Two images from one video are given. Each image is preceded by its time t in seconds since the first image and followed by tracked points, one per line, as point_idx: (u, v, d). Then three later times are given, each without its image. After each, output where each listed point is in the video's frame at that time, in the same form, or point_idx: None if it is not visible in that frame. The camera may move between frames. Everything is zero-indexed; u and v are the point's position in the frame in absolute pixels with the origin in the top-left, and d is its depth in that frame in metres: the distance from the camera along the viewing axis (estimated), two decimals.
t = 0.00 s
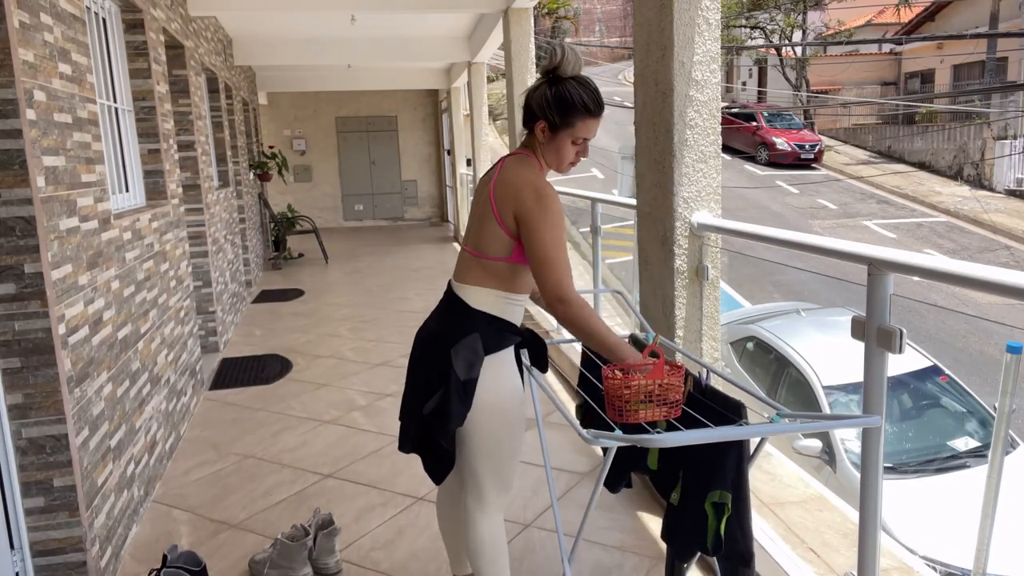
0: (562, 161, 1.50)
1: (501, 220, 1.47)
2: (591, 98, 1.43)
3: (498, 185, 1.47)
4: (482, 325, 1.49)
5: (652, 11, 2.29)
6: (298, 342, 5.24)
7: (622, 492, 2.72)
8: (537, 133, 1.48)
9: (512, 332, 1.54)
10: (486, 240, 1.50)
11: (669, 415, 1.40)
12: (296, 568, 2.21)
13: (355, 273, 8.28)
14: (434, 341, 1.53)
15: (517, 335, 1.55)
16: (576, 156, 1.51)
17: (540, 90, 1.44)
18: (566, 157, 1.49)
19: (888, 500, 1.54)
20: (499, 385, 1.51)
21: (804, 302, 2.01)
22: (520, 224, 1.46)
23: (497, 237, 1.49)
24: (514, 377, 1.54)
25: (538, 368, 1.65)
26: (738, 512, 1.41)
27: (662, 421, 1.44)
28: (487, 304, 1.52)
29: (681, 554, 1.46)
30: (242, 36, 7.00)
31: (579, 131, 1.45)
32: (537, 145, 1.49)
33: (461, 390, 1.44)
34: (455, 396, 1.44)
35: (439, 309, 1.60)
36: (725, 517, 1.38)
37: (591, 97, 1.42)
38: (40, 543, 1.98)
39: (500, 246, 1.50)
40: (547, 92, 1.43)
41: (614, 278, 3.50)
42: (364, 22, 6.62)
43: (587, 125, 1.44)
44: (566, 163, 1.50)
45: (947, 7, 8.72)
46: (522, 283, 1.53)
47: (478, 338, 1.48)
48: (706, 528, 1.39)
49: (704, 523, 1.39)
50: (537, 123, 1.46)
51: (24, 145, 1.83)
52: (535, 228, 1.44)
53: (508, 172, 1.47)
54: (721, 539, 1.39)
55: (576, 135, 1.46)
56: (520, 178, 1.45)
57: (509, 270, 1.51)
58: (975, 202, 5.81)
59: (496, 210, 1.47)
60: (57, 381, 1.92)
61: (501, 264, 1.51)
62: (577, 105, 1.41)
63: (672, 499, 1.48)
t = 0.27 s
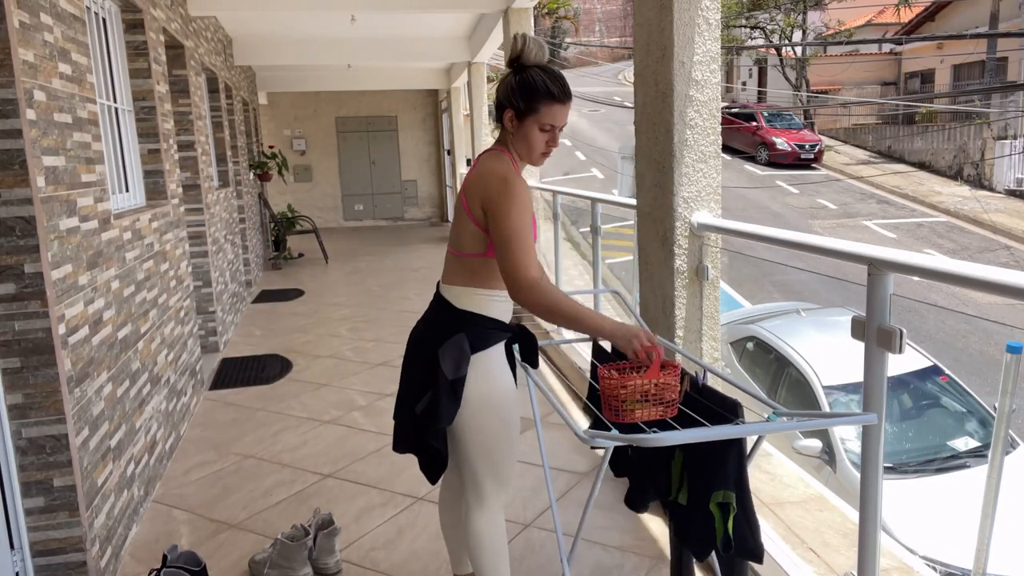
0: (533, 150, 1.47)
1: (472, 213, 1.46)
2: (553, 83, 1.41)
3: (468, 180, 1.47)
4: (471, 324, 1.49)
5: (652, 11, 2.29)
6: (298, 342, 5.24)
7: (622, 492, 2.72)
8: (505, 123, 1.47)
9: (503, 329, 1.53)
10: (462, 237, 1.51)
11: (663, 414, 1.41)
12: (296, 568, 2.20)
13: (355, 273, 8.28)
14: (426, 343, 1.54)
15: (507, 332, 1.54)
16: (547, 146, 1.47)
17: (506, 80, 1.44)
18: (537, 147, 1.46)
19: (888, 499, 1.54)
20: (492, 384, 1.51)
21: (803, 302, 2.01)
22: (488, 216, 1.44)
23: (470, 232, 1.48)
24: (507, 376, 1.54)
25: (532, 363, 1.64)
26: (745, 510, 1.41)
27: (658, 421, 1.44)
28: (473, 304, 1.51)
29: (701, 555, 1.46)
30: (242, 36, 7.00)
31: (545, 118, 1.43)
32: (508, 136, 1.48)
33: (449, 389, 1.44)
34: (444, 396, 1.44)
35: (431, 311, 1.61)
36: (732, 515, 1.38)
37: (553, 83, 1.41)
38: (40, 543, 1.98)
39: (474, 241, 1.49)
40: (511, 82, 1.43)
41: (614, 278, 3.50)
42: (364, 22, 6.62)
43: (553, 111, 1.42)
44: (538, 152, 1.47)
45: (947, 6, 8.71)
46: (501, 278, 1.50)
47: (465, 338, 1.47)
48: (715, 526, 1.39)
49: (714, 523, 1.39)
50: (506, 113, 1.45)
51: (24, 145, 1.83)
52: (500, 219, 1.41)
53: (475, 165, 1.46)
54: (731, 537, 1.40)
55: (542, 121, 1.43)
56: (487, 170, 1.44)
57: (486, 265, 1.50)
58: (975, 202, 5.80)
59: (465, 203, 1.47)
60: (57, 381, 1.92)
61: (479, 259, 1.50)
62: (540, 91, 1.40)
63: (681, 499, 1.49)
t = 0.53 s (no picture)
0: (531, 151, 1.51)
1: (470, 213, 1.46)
2: (555, 86, 1.45)
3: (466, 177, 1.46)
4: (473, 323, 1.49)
5: (652, 10, 2.29)
6: (298, 342, 5.24)
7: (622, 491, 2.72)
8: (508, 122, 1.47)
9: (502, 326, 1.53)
10: (456, 236, 1.50)
11: (668, 415, 1.42)
12: (296, 568, 2.20)
13: (354, 273, 8.28)
14: (427, 344, 1.54)
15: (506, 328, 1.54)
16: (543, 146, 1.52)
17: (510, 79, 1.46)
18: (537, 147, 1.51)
19: (888, 500, 1.54)
20: (493, 381, 1.51)
21: (803, 302, 2.01)
22: (486, 216, 1.43)
23: (466, 229, 1.47)
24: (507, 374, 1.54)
25: (531, 358, 1.64)
26: (746, 511, 1.41)
27: (661, 421, 1.45)
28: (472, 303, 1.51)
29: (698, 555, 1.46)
30: (242, 36, 7.00)
31: (548, 119, 1.48)
32: (506, 134, 1.49)
33: (454, 388, 1.43)
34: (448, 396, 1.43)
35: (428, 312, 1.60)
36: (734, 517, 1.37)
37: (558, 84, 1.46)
38: (40, 543, 1.98)
39: (470, 241, 1.48)
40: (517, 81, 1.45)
41: (614, 278, 3.50)
42: (364, 22, 6.63)
43: (556, 113, 1.47)
44: (534, 153, 1.51)
45: (947, 7, 8.71)
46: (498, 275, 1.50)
47: (468, 337, 1.47)
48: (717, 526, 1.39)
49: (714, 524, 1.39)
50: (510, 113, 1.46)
51: (24, 145, 1.83)
52: (501, 218, 1.41)
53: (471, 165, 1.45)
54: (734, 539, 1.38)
55: (546, 123, 1.48)
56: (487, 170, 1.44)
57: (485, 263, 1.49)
58: (975, 202, 5.79)
59: (463, 204, 1.46)
60: (57, 381, 1.92)
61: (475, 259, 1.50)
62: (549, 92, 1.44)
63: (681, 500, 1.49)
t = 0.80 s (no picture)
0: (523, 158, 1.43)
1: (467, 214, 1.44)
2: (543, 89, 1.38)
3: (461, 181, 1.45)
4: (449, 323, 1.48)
5: (651, 10, 2.29)
6: (298, 342, 5.24)
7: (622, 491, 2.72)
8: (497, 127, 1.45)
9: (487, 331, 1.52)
10: (451, 239, 1.49)
11: (668, 415, 1.42)
12: (297, 568, 2.20)
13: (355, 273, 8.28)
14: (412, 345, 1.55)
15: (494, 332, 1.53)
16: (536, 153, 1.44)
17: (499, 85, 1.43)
18: (528, 154, 1.43)
19: (888, 500, 1.54)
20: (478, 384, 1.50)
21: (804, 302, 2.01)
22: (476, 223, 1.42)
23: (459, 234, 1.47)
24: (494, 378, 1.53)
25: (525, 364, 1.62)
26: (744, 511, 1.41)
27: (661, 421, 1.45)
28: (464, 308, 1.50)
29: (692, 556, 1.46)
30: (242, 36, 7.01)
31: (533, 122, 1.40)
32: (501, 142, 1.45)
33: (430, 389, 1.44)
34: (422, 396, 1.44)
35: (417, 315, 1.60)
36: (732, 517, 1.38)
37: (540, 85, 1.39)
38: (40, 543, 1.98)
39: (463, 246, 1.47)
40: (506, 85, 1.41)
41: (614, 278, 3.51)
42: (365, 22, 6.63)
43: (541, 115, 1.39)
44: (528, 158, 1.43)
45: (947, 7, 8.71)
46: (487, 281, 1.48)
47: (445, 338, 1.46)
48: (714, 526, 1.39)
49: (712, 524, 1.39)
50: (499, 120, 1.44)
51: (24, 145, 1.83)
52: (486, 222, 1.39)
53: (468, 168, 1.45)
54: (729, 539, 1.40)
55: (529, 125, 1.40)
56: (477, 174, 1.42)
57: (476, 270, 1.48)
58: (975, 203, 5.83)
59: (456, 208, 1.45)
60: (57, 381, 1.92)
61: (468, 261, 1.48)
62: (528, 94, 1.38)
63: (676, 501, 1.48)
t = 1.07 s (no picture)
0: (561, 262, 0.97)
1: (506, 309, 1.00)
2: (593, 177, 0.92)
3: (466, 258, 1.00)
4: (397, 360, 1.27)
5: (651, 10, 2.29)
6: (298, 342, 5.23)
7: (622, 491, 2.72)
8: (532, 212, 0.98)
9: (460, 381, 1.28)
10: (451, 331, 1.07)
11: (668, 415, 1.43)
12: (296, 568, 2.20)
13: (354, 273, 8.28)
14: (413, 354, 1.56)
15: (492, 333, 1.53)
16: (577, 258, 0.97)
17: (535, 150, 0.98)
18: (565, 259, 0.97)
19: (888, 500, 1.54)
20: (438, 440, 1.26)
21: (805, 302, 2.01)
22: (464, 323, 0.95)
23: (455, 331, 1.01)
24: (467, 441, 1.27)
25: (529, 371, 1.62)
26: (746, 510, 1.41)
27: (661, 421, 1.45)
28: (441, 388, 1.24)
29: (696, 555, 1.46)
30: (242, 36, 7.00)
31: (572, 216, 0.93)
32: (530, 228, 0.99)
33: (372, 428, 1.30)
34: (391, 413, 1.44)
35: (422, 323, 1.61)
36: (734, 516, 1.38)
37: (589, 164, 0.92)
38: (40, 543, 1.98)
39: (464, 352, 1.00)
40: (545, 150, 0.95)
41: (614, 278, 3.51)
42: (365, 22, 6.63)
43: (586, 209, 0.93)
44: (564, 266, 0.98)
45: (947, 7, 8.66)
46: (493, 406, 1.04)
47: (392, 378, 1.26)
48: (717, 526, 1.40)
49: (714, 523, 1.40)
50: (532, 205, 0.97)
51: (24, 145, 1.83)
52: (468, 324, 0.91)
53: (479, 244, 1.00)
54: (732, 539, 1.39)
55: (567, 221, 0.93)
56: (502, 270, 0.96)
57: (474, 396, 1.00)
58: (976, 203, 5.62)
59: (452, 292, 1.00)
60: (57, 381, 1.92)
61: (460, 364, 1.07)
62: (567, 173, 0.92)
63: (678, 500, 1.48)
